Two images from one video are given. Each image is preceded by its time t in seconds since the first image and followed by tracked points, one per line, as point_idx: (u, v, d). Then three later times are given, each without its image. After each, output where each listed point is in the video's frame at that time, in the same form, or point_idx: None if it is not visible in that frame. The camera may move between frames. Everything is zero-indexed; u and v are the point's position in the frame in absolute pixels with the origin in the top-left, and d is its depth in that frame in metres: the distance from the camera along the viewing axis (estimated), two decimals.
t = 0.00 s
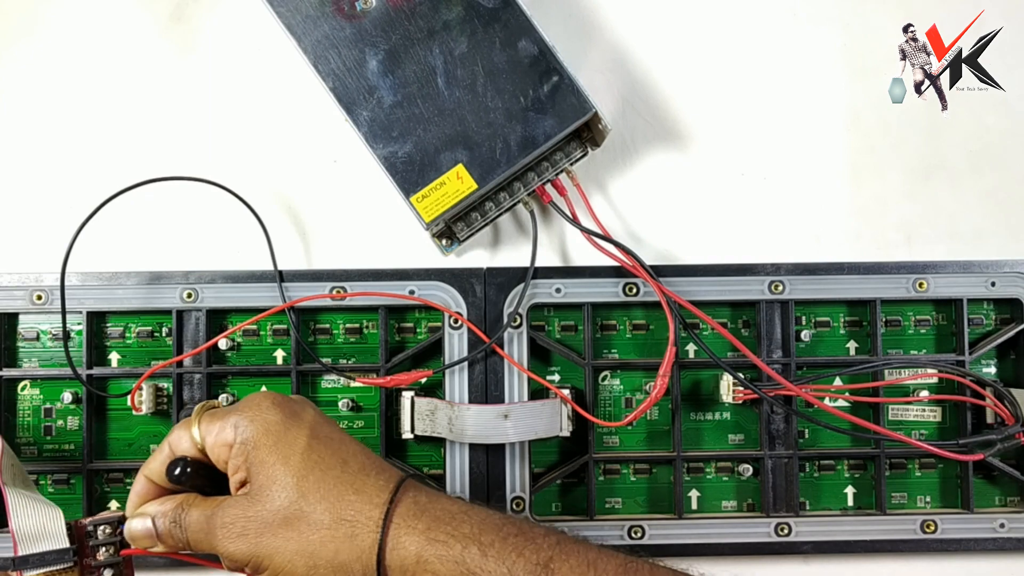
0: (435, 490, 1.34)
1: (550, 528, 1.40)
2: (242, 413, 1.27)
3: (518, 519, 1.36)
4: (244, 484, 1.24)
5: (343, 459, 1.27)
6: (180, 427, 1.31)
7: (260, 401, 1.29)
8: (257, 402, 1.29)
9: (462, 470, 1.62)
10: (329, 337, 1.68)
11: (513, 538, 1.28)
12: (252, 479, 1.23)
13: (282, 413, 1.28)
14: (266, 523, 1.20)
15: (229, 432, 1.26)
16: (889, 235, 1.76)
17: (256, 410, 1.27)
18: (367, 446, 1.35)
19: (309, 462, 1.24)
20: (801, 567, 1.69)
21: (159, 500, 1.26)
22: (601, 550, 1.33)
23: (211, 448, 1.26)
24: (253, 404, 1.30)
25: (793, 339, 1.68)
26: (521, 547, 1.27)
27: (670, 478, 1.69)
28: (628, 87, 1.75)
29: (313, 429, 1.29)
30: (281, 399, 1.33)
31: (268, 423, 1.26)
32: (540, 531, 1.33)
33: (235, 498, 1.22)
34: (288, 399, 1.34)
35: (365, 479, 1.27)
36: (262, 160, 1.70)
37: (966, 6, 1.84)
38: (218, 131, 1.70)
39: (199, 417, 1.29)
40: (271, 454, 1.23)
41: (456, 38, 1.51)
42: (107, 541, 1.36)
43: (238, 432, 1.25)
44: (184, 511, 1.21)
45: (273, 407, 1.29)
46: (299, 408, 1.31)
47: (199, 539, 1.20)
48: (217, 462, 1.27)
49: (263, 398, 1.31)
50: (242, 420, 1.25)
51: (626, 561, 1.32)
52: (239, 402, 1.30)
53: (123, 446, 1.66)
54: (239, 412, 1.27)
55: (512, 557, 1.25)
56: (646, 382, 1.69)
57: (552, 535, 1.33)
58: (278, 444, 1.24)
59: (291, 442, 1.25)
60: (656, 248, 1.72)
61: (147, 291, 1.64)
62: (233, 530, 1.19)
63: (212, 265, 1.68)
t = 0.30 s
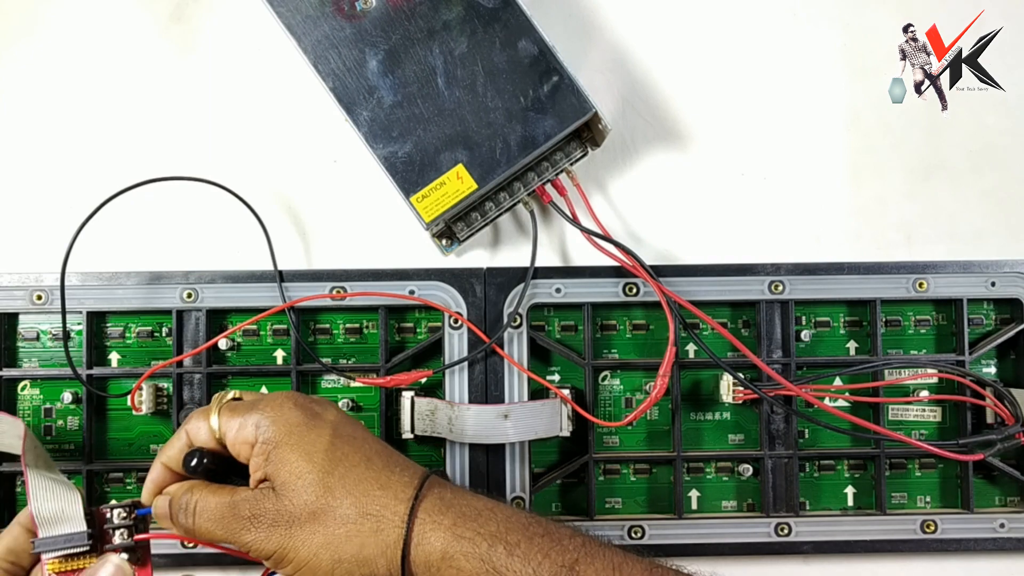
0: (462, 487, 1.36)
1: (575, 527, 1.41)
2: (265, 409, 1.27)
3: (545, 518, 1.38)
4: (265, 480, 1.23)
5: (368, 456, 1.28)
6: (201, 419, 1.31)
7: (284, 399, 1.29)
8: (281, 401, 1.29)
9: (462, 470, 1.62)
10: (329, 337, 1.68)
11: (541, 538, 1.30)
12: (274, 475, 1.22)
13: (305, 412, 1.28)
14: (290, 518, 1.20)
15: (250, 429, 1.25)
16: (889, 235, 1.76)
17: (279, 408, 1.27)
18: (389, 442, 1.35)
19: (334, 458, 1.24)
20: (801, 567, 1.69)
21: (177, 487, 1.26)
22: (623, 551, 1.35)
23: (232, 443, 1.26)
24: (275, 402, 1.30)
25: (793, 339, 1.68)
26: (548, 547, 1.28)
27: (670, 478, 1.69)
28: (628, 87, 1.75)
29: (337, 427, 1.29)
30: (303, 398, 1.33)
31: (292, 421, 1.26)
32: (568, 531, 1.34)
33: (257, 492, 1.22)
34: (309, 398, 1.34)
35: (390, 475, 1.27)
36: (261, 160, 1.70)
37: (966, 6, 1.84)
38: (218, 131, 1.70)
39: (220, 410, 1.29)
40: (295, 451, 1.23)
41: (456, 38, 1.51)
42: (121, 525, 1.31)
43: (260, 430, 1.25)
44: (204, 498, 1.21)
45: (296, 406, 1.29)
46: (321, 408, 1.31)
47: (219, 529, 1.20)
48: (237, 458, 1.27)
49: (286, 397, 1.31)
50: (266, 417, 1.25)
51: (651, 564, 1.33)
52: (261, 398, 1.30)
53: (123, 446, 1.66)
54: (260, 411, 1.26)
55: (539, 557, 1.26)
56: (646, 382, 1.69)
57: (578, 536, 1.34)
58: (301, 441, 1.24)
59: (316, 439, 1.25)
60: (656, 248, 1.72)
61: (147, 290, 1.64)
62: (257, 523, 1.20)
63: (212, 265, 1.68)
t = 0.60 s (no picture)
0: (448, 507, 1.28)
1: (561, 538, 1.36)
2: (248, 444, 1.19)
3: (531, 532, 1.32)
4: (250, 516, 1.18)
5: (355, 492, 1.20)
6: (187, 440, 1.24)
7: (266, 434, 1.20)
8: (264, 435, 1.20)
9: (462, 470, 1.62)
10: (329, 337, 1.68)
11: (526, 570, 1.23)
12: (257, 516, 1.16)
13: (288, 450, 1.19)
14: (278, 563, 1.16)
15: (234, 462, 1.18)
16: (889, 235, 1.76)
17: (263, 445, 1.19)
18: (380, 473, 1.26)
19: (319, 500, 1.17)
20: (801, 567, 1.69)
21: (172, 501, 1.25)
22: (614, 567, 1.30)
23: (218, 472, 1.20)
24: (261, 433, 1.20)
25: (793, 339, 1.68)
26: None
27: (670, 478, 1.69)
28: (628, 88, 1.75)
29: (321, 465, 1.20)
30: (289, 427, 1.23)
31: (275, 461, 1.17)
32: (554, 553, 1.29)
33: (243, 530, 1.18)
34: (296, 427, 1.25)
35: (379, 514, 1.20)
36: (261, 160, 1.70)
37: (966, 6, 1.84)
38: (218, 131, 1.70)
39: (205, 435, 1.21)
40: (277, 494, 1.16)
41: (456, 38, 1.51)
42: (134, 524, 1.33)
43: (244, 464, 1.18)
44: (195, 525, 1.19)
45: (279, 441, 1.20)
46: (305, 444, 1.22)
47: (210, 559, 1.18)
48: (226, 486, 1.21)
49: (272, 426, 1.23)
50: (248, 454, 1.17)
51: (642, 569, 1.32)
52: (244, 426, 1.21)
53: (123, 446, 1.66)
54: (246, 443, 1.19)
55: None
56: (646, 382, 1.69)
57: (565, 556, 1.29)
58: (284, 483, 1.16)
59: (299, 481, 1.17)
60: (656, 248, 1.72)
61: (147, 290, 1.64)
62: (246, 563, 1.16)
63: (212, 265, 1.68)
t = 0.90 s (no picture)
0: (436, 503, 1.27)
1: (547, 533, 1.35)
2: (241, 445, 1.18)
3: (517, 526, 1.32)
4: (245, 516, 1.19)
5: (346, 491, 1.19)
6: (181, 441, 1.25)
7: (259, 434, 1.20)
8: (257, 435, 1.19)
9: (462, 470, 1.62)
10: (329, 337, 1.68)
11: (514, 563, 1.23)
12: (252, 516, 1.16)
13: (281, 450, 1.19)
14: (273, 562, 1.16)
15: (227, 461, 1.18)
16: (889, 235, 1.76)
17: (256, 446, 1.18)
18: (373, 470, 1.24)
19: (312, 499, 1.16)
20: (801, 567, 1.69)
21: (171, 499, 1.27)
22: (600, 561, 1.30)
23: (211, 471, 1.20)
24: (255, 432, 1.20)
25: (793, 339, 1.68)
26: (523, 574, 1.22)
27: (670, 478, 1.69)
28: (628, 87, 1.75)
29: (313, 464, 1.19)
30: (281, 426, 1.23)
31: (268, 461, 1.17)
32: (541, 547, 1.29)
33: (238, 530, 1.18)
34: (288, 426, 1.24)
35: (371, 512, 1.18)
36: (261, 160, 1.70)
37: (966, 6, 1.84)
38: (218, 131, 1.70)
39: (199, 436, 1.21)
40: (271, 494, 1.16)
41: (456, 38, 1.51)
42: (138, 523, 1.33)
43: (237, 463, 1.17)
44: (193, 524, 1.20)
45: (271, 441, 1.19)
46: (297, 442, 1.21)
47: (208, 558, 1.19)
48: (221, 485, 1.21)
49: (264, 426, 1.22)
50: (241, 454, 1.17)
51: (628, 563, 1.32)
52: (236, 427, 1.21)
53: (123, 446, 1.66)
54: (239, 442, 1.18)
55: None
56: (646, 382, 1.69)
57: (553, 549, 1.29)
58: (277, 484, 1.16)
59: (292, 480, 1.17)
60: (656, 248, 1.72)
61: (147, 290, 1.64)
62: (242, 561, 1.17)
63: (212, 265, 1.68)
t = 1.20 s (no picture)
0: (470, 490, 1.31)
1: (581, 526, 1.37)
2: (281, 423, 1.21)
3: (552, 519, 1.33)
4: (281, 492, 1.20)
5: (382, 470, 1.24)
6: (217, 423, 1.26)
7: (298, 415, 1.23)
8: (295, 415, 1.23)
9: (462, 469, 1.62)
10: (329, 337, 1.68)
11: (545, 547, 1.25)
12: (290, 490, 1.19)
13: (319, 429, 1.22)
14: (309, 535, 1.18)
15: (266, 443, 1.20)
16: (889, 235, 1.76)
17: (295, 425, 1.21)
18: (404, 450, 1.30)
19: (350, 475, 1.20)
20: (801, 567, 1.69)
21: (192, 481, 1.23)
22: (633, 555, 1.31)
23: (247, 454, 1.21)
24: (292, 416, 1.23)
25: (793, 339, 1.68)
26: (552, 556, 1.24)
27: (670, 478, 1.69)
28: (628, 87, 1.75)
29: (351, 443, 1.23)
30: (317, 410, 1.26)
31: (307, 439, 1.20)
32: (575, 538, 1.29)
33: (274, 504, 1.19)
34: (324, 410, 1.27)
35: (405, 491, 1.24)
36: (261, 160, 1.70)
37: (966, 6, 1.84)
38: (218, 131, 1.70)
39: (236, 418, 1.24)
40: (310, 470, 1.18)
41: (456, 38, 1.51)
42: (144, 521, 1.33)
43: (276, 444, 1.19)
44: (226, 502, 1.19)
45: (310, 421, 1.23)
46: (335, 423, 1.24)
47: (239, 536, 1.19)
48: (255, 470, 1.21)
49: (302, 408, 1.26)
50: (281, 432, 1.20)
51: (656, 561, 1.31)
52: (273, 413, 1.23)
53: (123, 446, 1.66)
54: (278, 425, 1.21)
55: (545, 569, 1.22)
56: (646, 382, 1.69)
57: (583, 537, 1.30)
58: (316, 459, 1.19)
59: (331, 457, 1.20)
60: (656, 248, 1.72)
61: (147, 290, 1.64)
62: (276, 537, 1.18)
63: (212, 265, 1.68)
